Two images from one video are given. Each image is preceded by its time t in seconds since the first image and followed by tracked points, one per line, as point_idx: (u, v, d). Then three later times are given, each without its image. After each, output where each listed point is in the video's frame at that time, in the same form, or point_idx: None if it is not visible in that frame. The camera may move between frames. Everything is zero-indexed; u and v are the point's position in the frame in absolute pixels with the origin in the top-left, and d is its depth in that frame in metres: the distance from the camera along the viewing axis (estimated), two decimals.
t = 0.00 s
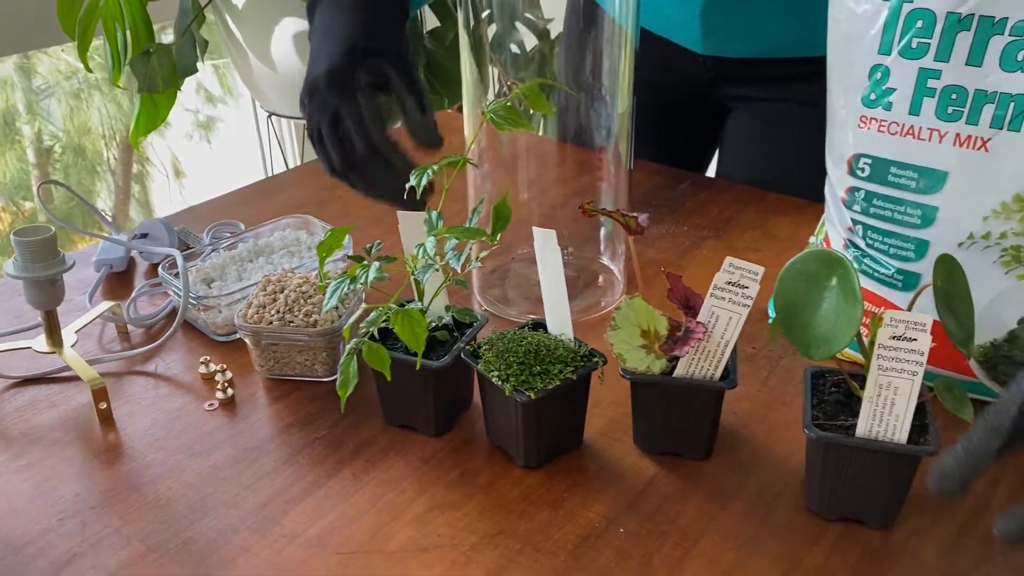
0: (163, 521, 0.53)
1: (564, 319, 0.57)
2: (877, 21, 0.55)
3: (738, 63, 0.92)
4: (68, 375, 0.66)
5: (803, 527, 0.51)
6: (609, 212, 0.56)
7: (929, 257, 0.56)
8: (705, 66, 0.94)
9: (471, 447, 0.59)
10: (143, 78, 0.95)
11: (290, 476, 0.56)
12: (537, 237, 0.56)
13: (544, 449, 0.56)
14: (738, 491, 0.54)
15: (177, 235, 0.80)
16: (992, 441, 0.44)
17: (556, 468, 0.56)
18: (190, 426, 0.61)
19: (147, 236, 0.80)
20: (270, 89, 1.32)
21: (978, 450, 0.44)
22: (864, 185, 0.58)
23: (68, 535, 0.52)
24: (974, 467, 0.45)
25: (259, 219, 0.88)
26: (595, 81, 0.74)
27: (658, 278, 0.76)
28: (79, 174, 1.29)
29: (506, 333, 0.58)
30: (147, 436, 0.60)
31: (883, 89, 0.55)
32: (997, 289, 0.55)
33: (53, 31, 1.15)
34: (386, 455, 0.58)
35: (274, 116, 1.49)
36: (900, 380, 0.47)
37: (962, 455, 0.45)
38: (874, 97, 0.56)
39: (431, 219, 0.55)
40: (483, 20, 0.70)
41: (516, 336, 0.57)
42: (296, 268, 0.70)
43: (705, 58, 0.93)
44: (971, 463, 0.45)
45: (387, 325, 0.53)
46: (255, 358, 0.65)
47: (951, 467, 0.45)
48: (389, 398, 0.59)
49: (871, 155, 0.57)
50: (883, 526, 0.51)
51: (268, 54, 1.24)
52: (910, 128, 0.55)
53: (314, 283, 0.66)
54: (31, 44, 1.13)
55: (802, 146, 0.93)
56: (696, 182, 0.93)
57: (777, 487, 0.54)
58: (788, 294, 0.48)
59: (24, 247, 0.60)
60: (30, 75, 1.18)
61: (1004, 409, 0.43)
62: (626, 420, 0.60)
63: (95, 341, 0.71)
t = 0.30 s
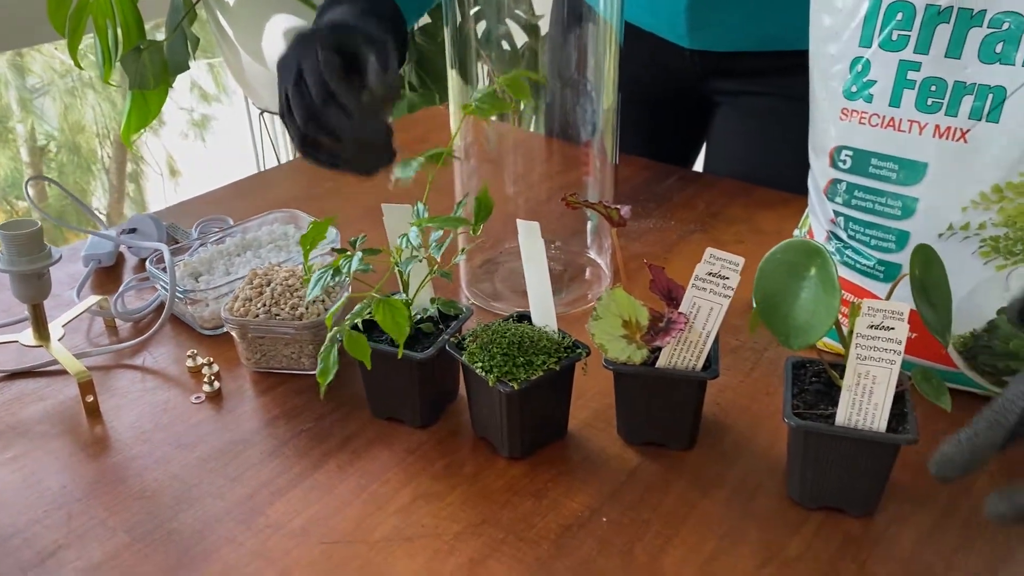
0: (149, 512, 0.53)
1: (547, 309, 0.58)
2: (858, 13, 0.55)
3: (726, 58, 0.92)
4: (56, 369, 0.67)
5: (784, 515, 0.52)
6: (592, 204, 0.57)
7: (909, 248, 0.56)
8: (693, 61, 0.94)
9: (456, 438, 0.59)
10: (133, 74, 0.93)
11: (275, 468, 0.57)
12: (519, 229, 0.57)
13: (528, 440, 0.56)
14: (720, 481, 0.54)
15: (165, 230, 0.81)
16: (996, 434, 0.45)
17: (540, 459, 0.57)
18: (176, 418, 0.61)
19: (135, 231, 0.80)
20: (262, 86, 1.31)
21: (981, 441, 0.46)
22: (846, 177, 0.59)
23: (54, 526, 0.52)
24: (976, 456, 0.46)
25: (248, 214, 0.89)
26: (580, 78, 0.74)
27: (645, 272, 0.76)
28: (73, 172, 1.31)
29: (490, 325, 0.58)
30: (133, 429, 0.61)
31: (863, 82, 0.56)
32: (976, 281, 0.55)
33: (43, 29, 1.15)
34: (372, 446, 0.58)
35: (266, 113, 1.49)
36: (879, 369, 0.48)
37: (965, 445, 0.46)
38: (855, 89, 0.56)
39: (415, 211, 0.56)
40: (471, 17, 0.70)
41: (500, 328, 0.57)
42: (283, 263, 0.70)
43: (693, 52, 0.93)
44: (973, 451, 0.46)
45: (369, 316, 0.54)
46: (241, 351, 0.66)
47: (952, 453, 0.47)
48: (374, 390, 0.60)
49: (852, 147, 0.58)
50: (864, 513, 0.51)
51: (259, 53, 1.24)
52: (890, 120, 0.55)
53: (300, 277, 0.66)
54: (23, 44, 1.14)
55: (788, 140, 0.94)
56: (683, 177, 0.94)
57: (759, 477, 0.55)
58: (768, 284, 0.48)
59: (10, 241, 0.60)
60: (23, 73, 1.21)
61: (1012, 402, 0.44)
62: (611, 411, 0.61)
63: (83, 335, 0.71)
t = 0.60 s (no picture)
0: (132, 503, 0.53)
1: (530, 301, 0.58)
2: (838, 4, 0.55)
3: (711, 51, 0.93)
4: (41, 362, 0.67)
5: (764, 504, 0.52)
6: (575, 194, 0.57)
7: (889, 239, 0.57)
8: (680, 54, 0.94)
9: (440, 430, 0.59)
10: (122, 72, 0.94)
11: (259, 459, 0.57)
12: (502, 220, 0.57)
13: (510, 430, 0.56)
14: (701, 471, 0.55)
15: (152, 225, 0.81)
16: (964, 415, 0.42)
17: (523, 449, 0.57)
18: (161, 411, 0.62)
19: (122, 225, 0.80)
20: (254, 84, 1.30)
21: (950, 418, 0.43)
22: (828, 169, 0.59)
23: (38, 517, 0.53)
24: (944, 434, 0.44)
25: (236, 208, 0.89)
26: (565, 75, 0.74)
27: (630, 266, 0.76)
28: (66, 170, 1.31)
29: (473, 316, 0.58)
30: (118, 421, 0.61)
31: (843, 73, 0.56)
32: (954, 271, 0.55)
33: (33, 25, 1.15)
34: (355, 438, 0.59)
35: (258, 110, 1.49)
36: (856, 358, 0.48)
37: (933, 422, 0.44)
38: (835, 81, 0.57)
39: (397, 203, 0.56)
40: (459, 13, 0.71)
41: (483, 319, 0.57)
42: (268, 256, 0.70)
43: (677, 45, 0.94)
44: (942, 429, 0.44)
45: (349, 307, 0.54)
46: (227, 344, 0.66)
47: (920, 430, 0.45)
48: (358, 382, 0.60)
49: (833, 138, 0.58)
50: (843, 502, 0.51)
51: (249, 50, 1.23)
52: (870, 111, 0.55)
53: (284, 270, 0.67)
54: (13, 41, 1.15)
55: (775, 135, 0.94)
56: (671, 172, 0.94)
57: (740, 466, 0.55)
58: (747, 275, 0.49)
59: None
60: (16, 71, 1.21)
61: (982, 383, 0.41)
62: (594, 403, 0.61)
63: (69, 329, 0.71)
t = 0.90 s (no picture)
0: (115, 498, 0.53)
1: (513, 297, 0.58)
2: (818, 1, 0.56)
3: (695, 47, 0.93)
4: (27, 359, 0.67)
5: (745, 497, 0.52)
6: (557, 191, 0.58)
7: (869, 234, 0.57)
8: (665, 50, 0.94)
9: (423, 425, 0.60)
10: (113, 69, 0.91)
11: (243, 455, 0.57)
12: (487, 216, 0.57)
13: (493, 425, 0.57)
14: (682, 465, 0.55)
15: (140, 222, 0.81)
16: (915, 356, 0.41)
17: (506, 444, 0.57)
18: (146, 407, 0.62)
19: (109, 223, 0.80)
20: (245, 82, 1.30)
21: (901, 361, 0.42)
22: (809, 164, 0.59)
23: (21, 513, 0.53)
24: (893, 376, 0.42)
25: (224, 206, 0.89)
26: (550, 72, 0.74)
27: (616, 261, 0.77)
28: (61, 169, 1.32)
29: (456, 312, 0.58)
30: (103, 417, 0.61)
31: (824, 69, 0.56)
32: (934, 266, 0.56)
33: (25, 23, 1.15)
34: (339, 433, 0.59)
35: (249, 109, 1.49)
36: (834, 351, 0.48)
37: (884, 363, 0.42)
38: (816, 77, 0.57)
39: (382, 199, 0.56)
40: (449, 12, 0.71)
41: (467, 314, 0.58)
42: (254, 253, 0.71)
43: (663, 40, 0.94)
44: (891, 371, 0.42)
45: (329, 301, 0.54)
46: (212, 341, 0.66)
47: (870, 373, 0.43)
48: (342, 378, 0.60)
49: (814, 134, 0.58)
50: (823, 495, 0.52)
51: (240, 48, 1.23)
52: (850, 107, 0.56)
53: (269, 267, 0.67)
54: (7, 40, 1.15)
55: (761, 131, 0.94)
56: (658, 169, 0.94)
57: (721, 461, 0.55)
58: (722, 267, 0.49)
59: None
60: (10, 71, 1.22)
61: (936, 322, 0.40)
62: (577, 398, 0.61)
63: (55, 326, 0.71)
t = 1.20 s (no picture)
0: (100, 496, 0.54)
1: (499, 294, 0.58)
2: None
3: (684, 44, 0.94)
4: (14, 358, 0.67)
5: (728, 493, 0.52)
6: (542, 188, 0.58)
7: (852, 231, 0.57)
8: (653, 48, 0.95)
9: (409, 422, 0.60)
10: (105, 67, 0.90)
11: (228, 452, 0.57)
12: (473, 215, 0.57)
13: (478, 422, 0.57)
14: (666, 461, 0.55)
15: (129, 221, 0.81)
16: (902, 280, 0.44)
17: (491, 441, 0.58)
18: (133, 405, 0.62)
19: (98, 221, 0.80)
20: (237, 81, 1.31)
21: (886, 284, 0.44)
22: (793, 162, 0.60)
23: (6, 511, 0.53)
24: (878, 298, 0.44)
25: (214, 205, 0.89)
26: (536, 70, 0.74)
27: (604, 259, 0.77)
28: (56, 170, 1.33)
29: (441, 309, 0.59)
30: (89, 415, 0.61)
31: (807, 67, 0.56)
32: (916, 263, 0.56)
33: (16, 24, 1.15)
34: (325, 430, 0.59)
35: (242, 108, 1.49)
36: (815, 347, 0.49)
37: (871, 287, 0.44)
38: (799, 75, 0.57)
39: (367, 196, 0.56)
40: (439, 11, 0.71)
41: (452, 312, 0.58)
42: (241, 251, 0.71)
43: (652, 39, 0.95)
44: (876, 294, 0.44)
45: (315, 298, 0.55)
46: (199, 339, 0.66)
47: (856, 290, 0.45)
48: (328, 376, 0.60)
49: (798, 132, 0.59)
50: (806, 491, 0.52)
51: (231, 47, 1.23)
52: (833, 105, 0.56)
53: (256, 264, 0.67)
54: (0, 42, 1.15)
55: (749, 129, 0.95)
56: (647, 167, 0.94)
57: (705, 457, 0.55)
58: (704, 264, 0.49)
59: None
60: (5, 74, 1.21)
61: (927, 246, 0.43)
62: (562, 395, 0.62)
63: (43, 324, 0.71)
